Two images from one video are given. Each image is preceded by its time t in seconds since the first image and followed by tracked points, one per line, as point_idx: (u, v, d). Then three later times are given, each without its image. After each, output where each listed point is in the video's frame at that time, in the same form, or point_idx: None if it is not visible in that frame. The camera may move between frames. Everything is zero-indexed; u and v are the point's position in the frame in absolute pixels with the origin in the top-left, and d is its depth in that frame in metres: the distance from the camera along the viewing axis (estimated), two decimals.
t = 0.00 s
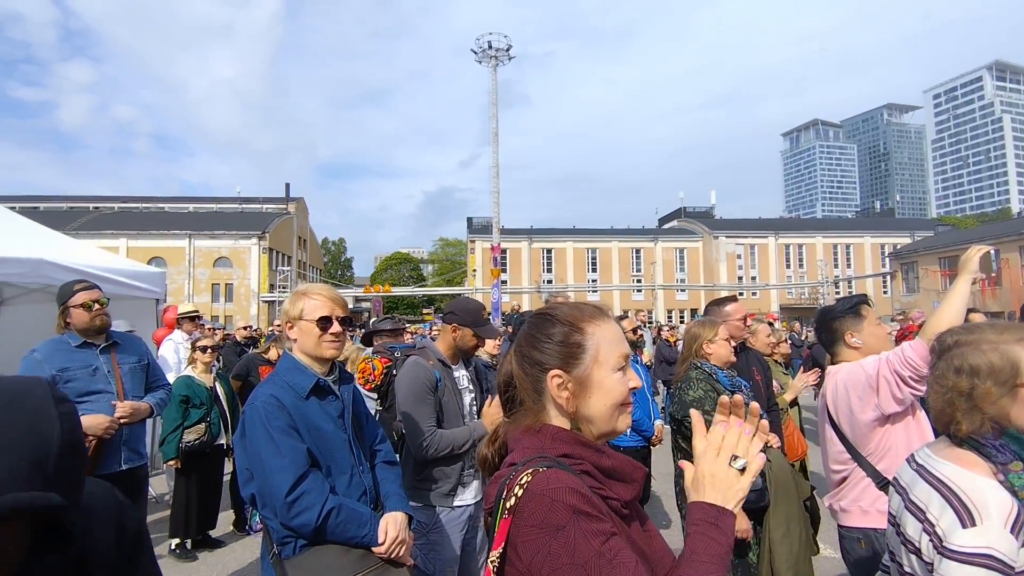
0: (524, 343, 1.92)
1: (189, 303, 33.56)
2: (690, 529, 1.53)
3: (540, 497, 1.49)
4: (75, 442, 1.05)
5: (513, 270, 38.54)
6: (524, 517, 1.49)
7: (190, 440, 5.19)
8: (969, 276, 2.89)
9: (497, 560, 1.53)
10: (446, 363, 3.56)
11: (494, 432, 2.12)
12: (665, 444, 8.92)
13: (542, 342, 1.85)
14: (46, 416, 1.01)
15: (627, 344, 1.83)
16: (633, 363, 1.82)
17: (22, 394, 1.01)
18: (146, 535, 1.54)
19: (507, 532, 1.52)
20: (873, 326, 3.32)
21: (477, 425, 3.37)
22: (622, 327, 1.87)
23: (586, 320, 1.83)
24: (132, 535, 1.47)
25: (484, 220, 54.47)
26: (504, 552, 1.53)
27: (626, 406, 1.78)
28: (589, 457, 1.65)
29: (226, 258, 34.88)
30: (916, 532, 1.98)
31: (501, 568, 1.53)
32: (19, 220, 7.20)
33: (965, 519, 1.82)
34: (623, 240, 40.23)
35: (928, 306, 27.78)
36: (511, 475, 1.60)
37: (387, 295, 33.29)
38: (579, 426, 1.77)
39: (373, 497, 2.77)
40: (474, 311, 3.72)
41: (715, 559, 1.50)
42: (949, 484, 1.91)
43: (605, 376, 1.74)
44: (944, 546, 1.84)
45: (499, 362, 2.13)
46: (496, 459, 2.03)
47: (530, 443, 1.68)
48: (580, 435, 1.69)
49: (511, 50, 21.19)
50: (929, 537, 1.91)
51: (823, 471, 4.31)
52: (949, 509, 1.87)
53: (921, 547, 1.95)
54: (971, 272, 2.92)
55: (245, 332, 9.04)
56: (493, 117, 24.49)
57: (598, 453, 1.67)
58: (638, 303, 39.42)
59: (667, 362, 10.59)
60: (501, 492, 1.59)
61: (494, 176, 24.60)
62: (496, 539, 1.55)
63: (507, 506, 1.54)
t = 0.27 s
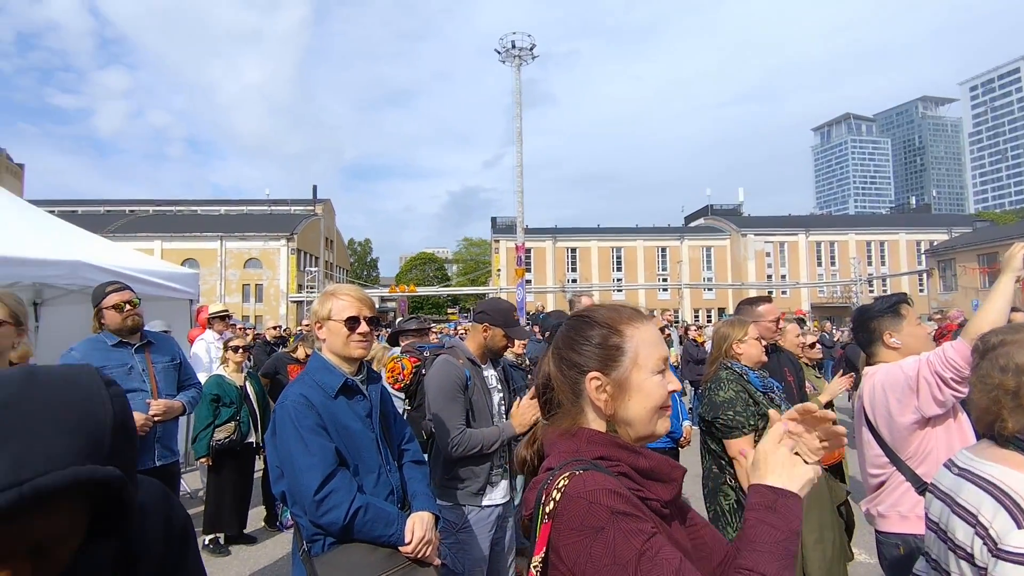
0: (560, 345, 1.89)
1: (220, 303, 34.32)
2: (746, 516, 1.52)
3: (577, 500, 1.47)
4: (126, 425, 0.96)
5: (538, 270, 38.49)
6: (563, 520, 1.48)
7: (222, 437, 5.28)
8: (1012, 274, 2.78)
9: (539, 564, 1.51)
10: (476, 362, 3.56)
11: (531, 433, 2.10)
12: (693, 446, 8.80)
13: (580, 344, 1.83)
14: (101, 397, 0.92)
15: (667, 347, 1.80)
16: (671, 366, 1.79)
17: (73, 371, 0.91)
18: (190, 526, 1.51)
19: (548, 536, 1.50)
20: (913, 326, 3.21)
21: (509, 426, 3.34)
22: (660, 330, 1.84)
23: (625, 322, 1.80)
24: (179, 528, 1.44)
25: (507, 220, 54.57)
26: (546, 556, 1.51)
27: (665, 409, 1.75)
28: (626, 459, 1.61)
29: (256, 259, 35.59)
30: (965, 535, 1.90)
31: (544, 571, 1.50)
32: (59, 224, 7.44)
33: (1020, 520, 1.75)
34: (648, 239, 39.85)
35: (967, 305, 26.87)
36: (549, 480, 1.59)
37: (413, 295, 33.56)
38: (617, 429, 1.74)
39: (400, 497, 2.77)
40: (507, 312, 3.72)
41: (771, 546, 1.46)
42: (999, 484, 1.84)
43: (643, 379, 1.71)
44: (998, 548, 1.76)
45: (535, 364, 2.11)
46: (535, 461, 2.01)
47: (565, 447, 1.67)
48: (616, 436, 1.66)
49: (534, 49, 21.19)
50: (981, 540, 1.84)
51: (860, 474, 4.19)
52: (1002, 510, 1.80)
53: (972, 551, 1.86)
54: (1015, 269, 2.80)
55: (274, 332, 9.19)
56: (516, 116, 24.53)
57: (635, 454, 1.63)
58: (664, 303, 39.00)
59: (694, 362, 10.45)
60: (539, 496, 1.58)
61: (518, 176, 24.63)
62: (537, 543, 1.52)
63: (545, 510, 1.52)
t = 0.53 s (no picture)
0: (596, 340, 1.88)
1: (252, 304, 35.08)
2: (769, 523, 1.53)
3: (610, 498, 1.44)
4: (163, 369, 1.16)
5: (563, 269, 38.32)
6: (597, 519, 1.45)
7: (254, 435, 5.39)
8: None
9: (577, 563, 1.50)
10: (501, 362, 3.54)
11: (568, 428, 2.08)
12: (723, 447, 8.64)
13: (615, 337, 1.81)
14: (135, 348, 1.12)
15: (701, 339, 1.76)
16: (707, 358, 1.74)
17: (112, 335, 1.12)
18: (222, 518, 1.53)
19: (584, 534, 1.48)
20: (956, 324, 3.08)
21: (531, 426, 3.32)
22: (697, 323, 1.80)
23: (659, 314, 1.77)
24: (218, 521, 1.50)
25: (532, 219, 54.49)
26: (583, 555, 1.49)
27: (702, 402, 1.69)
28: (661, 453, 1.56)
29: (286, 261, 36.29)
30: (1019, 542, 1.79)
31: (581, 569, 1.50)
32: (98, 228, 7.70)
33: None
34: (675, 237, 39.33)
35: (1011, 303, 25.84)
36: (583, 477, 1.57)
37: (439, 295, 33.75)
38: (655, 422, 1.71)
39: (427, 496, 2.77)
40: (532, 311, 3.69)
41: (798, 552, 1.49)
42: None
43: (678, 371, 1.67)
44: None
45: (571, 360, 2.10)
46: (573, 455, 1.99)
47: (600, 443, 1.64)
48: (651, 430, 1.61)
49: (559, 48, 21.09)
50: None
51: (900, 479, 4.05)
52: None
53: None
54: None
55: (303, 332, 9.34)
56: (540, 115, 24.45)
57: (671, 447, 1.57)
58: (692, 301, 38.44)
59: (724, 362, 10.25)
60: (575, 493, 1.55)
61: (543, 175, 24.55)
62: (573, 541, 1.51)
63: (580, 508, 1.50)
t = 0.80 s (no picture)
0: (631, 349, 1.86)
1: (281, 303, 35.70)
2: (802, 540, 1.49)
3: (653, 506, 1.41)
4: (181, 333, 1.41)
5: (588, 268, 38.08)
6: (639, 526, 1.42)
7: (283, 433, 5.47)
8: None
9: (614, 566, 1.46)
10: (521, 361, 3.51)
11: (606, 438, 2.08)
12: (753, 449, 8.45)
13: (651, 345, 1.78)
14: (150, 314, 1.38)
15: (738, 341, 1.71)
16: (745, 361, 1.69)
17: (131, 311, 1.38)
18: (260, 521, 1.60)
19: (623, 538, 1.45)
20: (1002, 323, 2.95)
21: (555, 431, 3.30)
22: (732, 326, 1.76)
23: (693, 319, 1.74)
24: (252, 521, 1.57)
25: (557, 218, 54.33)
26: (621, 558, 1.46)
27: (745, 405, 1.64)
28: (704, 463, 1.53)
29: (313, 261, 36.84)
30: None
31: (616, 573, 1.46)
32: (133, 229, 7.91)
33: None
34: (702, 235, 38.77)
35: None
36: (625, 483, 1.54)
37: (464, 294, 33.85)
38: (695, 428, 1.67)
39: (454, 496, 2.76)
40: (553, 308, 3.73)
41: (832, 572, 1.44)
42: None
43: (715, 374, 1.63)
44: None
45: (608, 371, 2.11)
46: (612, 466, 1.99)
47: (642, 450, 1.62)
48: (694, 439, 1.58)
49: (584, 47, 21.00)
50: None
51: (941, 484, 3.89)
52: None
53: None
54: None
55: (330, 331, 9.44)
56: (565, 113, 24.39)
57: (716, 459, 1.54)
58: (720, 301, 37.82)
59: (755, 362, 10.04)
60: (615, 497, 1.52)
61: (568, 173, 24.45)
62: (612, 544, 1.48)
63: (621, 513, 1.48)
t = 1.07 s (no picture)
0: (662, 342, 1.84)
1: (312, 304, 36.33)
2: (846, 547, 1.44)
3: (690, 504, 1.38)
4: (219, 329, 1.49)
5: (616, 267, 37.74)
6: (675, 524, 1.40)
7: (314, 431, 5.55)
8: None
9: (651, 562, 1.44)
10: (542, 359, 3.50)
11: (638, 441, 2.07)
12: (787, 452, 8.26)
13: (683, 337, 1.76)
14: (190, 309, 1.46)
15: (769, 331, 1.71)
16: (777, 350, 1.68)
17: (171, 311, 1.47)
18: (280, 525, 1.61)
19: (659, 536, 1.43)
20: None
21: (578, 426, 3.28)
22: (763, 319, 1.75)
23: (725, 309, 1.73)
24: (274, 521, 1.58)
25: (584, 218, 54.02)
26: (657, 556, 1.44)
27: (779, 395, 1.61)
28: (742, 461, 1.50)
29: (343, 262, 37.40)
30: None
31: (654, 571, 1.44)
32: (169, 232, 8.14)
33: None
34: (733, 233, 38.07)
35: None
36: (660, 480, 1.51)
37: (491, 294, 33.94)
38: (731, 419, 1.63)
39: (481, 494, 2.77)
40: (573, 306, 3.69)
41: None
42: None
43: (750, 363, 1.61)
44: None
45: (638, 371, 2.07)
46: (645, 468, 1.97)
47: (677, 447, 1.58)
48: (729, 436, 1.56)
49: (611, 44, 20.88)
50: None
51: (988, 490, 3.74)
52: None
53: None
54: None
55: (359, 331, 9.56)
56: (592, 112, 24.27)
57: (753, 456, 1.52)
58: (752, 299, 37.07)
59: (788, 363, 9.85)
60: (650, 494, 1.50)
61: (595, 172, 24.30)
62: (648, 541, 1.46)
63: (656, 510, 1.45)
